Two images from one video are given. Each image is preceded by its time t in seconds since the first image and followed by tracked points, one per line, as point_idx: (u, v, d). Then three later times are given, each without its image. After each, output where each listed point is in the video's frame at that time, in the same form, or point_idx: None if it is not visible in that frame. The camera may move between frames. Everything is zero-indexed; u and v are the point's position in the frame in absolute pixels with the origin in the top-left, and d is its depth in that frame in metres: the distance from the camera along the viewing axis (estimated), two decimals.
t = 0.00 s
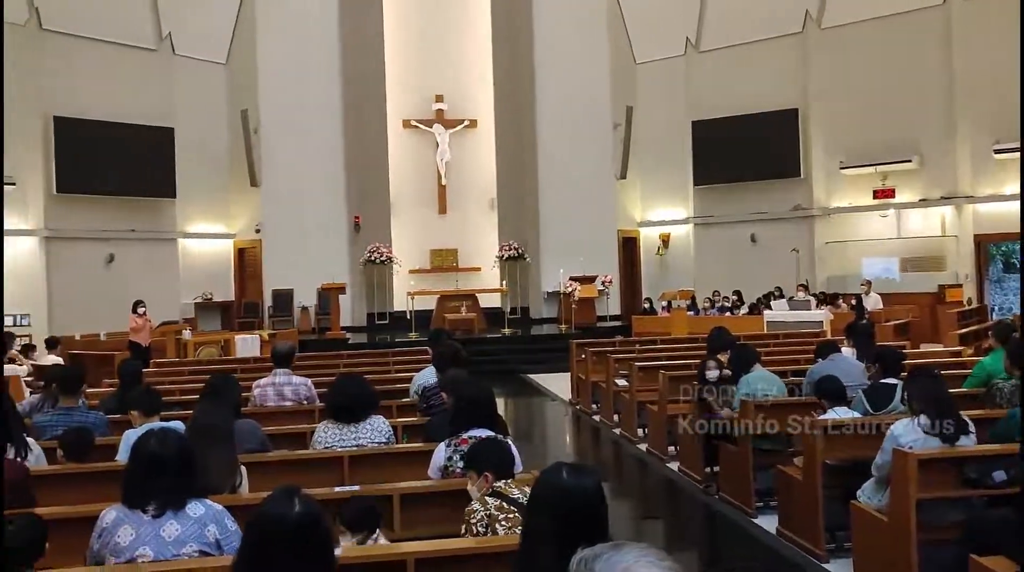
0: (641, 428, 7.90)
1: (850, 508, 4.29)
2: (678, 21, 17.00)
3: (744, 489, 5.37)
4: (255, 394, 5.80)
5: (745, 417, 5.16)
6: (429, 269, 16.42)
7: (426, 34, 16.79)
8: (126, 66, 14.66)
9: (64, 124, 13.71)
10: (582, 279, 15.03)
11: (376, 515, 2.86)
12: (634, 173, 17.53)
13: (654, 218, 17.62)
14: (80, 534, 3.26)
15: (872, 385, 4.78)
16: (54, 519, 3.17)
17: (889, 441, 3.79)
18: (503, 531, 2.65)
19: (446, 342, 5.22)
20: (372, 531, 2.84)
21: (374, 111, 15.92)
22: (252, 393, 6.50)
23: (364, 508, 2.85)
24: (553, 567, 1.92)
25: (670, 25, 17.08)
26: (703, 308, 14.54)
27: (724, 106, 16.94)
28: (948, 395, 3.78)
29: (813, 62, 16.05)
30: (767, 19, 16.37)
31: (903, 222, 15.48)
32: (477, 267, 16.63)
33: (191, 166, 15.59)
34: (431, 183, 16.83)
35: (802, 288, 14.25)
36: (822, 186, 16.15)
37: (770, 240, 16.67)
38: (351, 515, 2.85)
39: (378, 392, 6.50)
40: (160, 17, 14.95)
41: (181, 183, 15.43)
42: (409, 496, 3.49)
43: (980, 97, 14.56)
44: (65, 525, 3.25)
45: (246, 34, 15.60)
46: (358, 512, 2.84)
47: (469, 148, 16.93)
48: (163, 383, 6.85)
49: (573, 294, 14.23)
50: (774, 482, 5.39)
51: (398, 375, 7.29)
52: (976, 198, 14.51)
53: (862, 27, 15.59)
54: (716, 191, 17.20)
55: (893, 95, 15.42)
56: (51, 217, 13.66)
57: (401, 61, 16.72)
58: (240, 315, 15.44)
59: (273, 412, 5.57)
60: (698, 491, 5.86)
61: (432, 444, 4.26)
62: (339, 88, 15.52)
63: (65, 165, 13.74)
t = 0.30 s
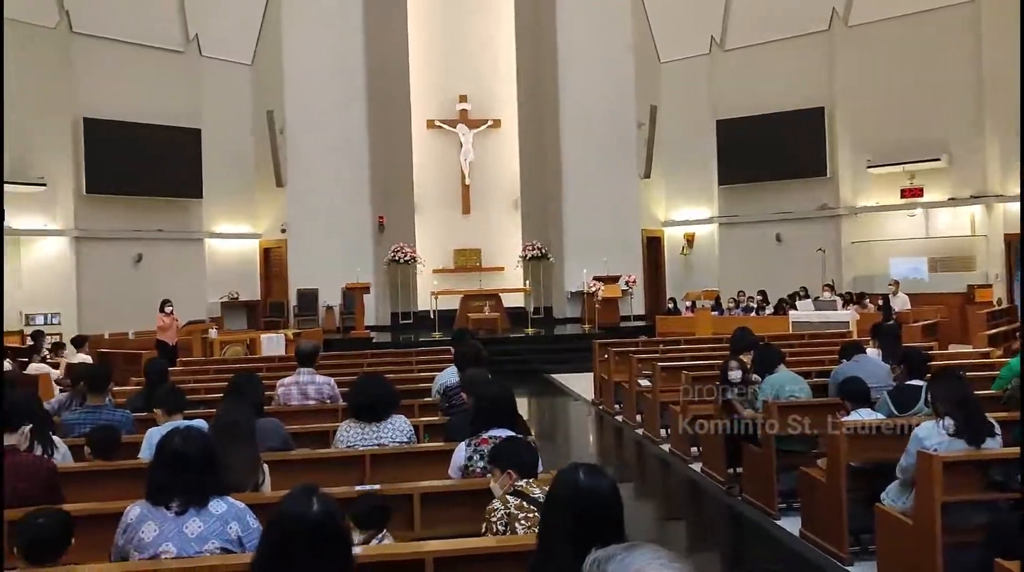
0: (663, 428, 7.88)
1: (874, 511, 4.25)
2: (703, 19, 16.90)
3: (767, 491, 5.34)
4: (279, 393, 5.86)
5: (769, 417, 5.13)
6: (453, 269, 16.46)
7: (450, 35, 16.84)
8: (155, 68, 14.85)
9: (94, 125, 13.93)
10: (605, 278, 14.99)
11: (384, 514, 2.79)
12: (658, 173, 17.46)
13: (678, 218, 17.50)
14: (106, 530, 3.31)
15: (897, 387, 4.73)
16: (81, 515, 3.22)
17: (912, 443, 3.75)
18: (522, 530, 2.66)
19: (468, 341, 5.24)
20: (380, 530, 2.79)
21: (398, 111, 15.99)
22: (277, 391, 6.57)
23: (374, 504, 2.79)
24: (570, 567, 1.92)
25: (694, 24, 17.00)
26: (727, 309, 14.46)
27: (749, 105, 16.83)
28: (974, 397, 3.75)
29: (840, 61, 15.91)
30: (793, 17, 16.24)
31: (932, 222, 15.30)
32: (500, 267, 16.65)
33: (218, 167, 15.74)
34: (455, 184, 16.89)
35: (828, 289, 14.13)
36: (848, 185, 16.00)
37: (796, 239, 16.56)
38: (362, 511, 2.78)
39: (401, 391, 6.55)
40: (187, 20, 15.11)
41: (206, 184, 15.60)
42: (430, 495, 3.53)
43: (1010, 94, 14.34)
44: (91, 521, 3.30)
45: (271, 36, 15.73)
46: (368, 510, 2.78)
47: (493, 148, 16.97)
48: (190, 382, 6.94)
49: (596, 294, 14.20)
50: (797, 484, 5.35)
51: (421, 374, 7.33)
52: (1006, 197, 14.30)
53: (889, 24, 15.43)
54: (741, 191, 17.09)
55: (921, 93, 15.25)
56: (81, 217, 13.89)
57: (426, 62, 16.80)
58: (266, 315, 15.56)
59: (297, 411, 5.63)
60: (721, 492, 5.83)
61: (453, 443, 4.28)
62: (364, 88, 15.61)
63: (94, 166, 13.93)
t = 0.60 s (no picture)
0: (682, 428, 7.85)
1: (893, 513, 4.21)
2: (723, 17, 16.81)
3: (786, 492, 5.30)
4: (297, 392, 5.89)
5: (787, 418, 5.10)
6: (472, 268, 16.49)
7: (470, 34, 16.86)
8: (177, 69, 14.99)
9: (118, 126, 14.08)
10: (625, 278, 14.95)
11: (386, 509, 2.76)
12: (678, 172, 17.39)
13: (698, 217, 17.41)
14: (124, 526, 3.35)
15: (918, 388, 4.69)
16: (99, 511, 3.26)
17: (932, 445, 3.72)
18: (536, 528, 2.67)
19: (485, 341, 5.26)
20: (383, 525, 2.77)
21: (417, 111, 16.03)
22: (295, 390, 6.61)
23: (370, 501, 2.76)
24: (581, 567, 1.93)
25: (714, 22, 16.90)
26: (748, 308, 14.38)
27: (770, 103, 16.73)
28: (994, 397, 3.72)
29: (862, 58, 15.77)
30: (814, 14, 16.12)
31: (956, 221, 15.13)
32: (519, 266, 16.66)
33: (239, 167, 15.85)
34: (474, 183, 16.91)
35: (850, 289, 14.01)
36: (871, 184, 15.87)
37: (817, 239, 16.44)
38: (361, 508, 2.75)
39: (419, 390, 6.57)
40: (209, 21, 15.22)
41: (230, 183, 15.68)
42: (446, 495, 3.56)
43: None
44: (110, 517, 3.35)
45: (292, 36, 15.81)
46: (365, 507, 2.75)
47: (512, 148, 16.98)
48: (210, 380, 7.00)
49: (615, 293, 14.17)
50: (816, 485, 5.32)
51: (438, 373, 7.35)
52: None
53: (912, 21, 15.27)
54: (761, 190, 16.99)
55: (944, 91, 15.09)
56: (105, 217, 14.06)
57: (446, 61, 16.84)
58: (287, 314, 15.66)
59: (315, 410, 5.66)
60: (739, 493, 5.81)
61: (469, 442, 4.30)
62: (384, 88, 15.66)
63: (117, 166, 14.08)
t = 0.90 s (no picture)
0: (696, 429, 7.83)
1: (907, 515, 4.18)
2: (739, 16, 16.73)
3: (799, 493, 5.28)
4: (311, 390, 5.92)
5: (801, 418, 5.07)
6: (487, 267, 16.51)
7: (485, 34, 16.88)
8: (196, 70, 15.10)
9: (135, 126, 14.19)
10: (639, 277, 14.91)
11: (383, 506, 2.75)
12: (694, 171, 17.33)
13: (714, 217, 17.33)
14: (136, 522, 3.38)
15: (933, 389, 4.66)
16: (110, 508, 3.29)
17: (946, 446, 3.69)
18: (545, 528, 2.67)
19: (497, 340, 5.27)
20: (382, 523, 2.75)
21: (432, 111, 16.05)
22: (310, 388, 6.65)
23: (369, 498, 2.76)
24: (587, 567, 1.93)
25: (730, 21, 16.83)
26: (764, 309, 14.33)
27: (786, 102, 16.64)
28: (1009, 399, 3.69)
29: (880, 57, 15.66)
30: (832, 12, 16.02)
31: (975, 221, 14.97)
32: (535, 266, 16.67)
33: (256, 167, 15.93)
34: (490, 182, 16.93)
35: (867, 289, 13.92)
36: (888, 184, 15.74)
37: (834, 239, 16.36)
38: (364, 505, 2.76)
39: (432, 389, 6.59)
40: (226, 22, 15.31)
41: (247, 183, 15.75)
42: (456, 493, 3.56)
43: None
44: (123, 514, 3.38)
45: (308, 37, 15.88)
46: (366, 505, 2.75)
47: (528, 147, 16.98)
48: (225, 379, 7.05)
49: (630, 293, 14.14)
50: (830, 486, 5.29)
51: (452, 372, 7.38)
52: None
53: (931, 19, 15.14)
54: (778, 189, 16.91)
55: (963, 90, 14.93)
56: (124, 216, 14.18)
57: (462, 61, 16.88)
58: (303, 313, 15.73)
59: (328, 409, 5.69)
60: (753, 493, 5.79)
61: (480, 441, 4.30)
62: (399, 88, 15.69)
63: (135, 165, 14.19)
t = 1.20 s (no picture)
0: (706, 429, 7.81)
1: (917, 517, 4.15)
2: (753, 15, 16.66)
3: (810, 494, 5.27)
4: (321, 388, 5.95)
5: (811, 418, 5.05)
6: (499, 267, 16.52)
7: (498, 33, 16.89)
8: (211, 70, 15.16)
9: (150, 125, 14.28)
10: (651, 276, 14.87)
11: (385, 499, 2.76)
12: (707, 170, 17.28)
13: (727, 216, 17.25)
14: (145, 519, 3.41)
15: (945, 390, 4.63)
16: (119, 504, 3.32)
17: (957, 447, 3.66)
18: (551, 526, 2.68)
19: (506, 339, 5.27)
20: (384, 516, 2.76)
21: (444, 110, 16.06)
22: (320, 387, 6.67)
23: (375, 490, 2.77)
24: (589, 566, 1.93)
25: (744, 20, 16.76)
26: (777, 309, 14.27)
27: (800, 102, 16.57)
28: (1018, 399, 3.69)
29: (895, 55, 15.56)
30: (846, 11, 15.93)
31: (991, 221, 14.83)
32: (546, 265, 16.67)
33: (268, 166, 15.96)
34: (502, 182, 16.93)
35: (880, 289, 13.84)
36: (903, 183, 15.64)
37: (847, 239, 16.28)
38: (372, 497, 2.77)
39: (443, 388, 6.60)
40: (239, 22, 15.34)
41: (261, 182, 15.81)
42: (463, 491, 3.57)
43: None
44: (131, 511, 3.40)
45: (321, 36, 15.91)
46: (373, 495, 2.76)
47: (540, 146, 16.98)
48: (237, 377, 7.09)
49: (642, 292, 14.11)
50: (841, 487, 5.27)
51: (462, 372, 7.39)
52: None
53: (947, 17, 15.01)
54: (792, 189, 16.84)
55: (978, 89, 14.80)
56: (137, 215, 14.27)
57: (475, 60, 16.89)
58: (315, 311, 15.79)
59: (338, 407, 5.71)
60: (763, 494, 5.78)
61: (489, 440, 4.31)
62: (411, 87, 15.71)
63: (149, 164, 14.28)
